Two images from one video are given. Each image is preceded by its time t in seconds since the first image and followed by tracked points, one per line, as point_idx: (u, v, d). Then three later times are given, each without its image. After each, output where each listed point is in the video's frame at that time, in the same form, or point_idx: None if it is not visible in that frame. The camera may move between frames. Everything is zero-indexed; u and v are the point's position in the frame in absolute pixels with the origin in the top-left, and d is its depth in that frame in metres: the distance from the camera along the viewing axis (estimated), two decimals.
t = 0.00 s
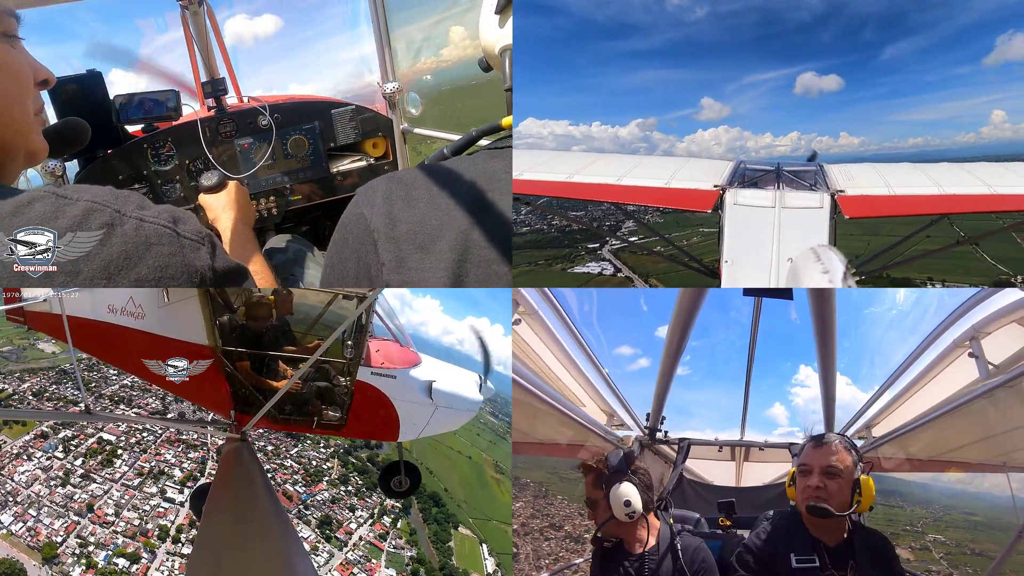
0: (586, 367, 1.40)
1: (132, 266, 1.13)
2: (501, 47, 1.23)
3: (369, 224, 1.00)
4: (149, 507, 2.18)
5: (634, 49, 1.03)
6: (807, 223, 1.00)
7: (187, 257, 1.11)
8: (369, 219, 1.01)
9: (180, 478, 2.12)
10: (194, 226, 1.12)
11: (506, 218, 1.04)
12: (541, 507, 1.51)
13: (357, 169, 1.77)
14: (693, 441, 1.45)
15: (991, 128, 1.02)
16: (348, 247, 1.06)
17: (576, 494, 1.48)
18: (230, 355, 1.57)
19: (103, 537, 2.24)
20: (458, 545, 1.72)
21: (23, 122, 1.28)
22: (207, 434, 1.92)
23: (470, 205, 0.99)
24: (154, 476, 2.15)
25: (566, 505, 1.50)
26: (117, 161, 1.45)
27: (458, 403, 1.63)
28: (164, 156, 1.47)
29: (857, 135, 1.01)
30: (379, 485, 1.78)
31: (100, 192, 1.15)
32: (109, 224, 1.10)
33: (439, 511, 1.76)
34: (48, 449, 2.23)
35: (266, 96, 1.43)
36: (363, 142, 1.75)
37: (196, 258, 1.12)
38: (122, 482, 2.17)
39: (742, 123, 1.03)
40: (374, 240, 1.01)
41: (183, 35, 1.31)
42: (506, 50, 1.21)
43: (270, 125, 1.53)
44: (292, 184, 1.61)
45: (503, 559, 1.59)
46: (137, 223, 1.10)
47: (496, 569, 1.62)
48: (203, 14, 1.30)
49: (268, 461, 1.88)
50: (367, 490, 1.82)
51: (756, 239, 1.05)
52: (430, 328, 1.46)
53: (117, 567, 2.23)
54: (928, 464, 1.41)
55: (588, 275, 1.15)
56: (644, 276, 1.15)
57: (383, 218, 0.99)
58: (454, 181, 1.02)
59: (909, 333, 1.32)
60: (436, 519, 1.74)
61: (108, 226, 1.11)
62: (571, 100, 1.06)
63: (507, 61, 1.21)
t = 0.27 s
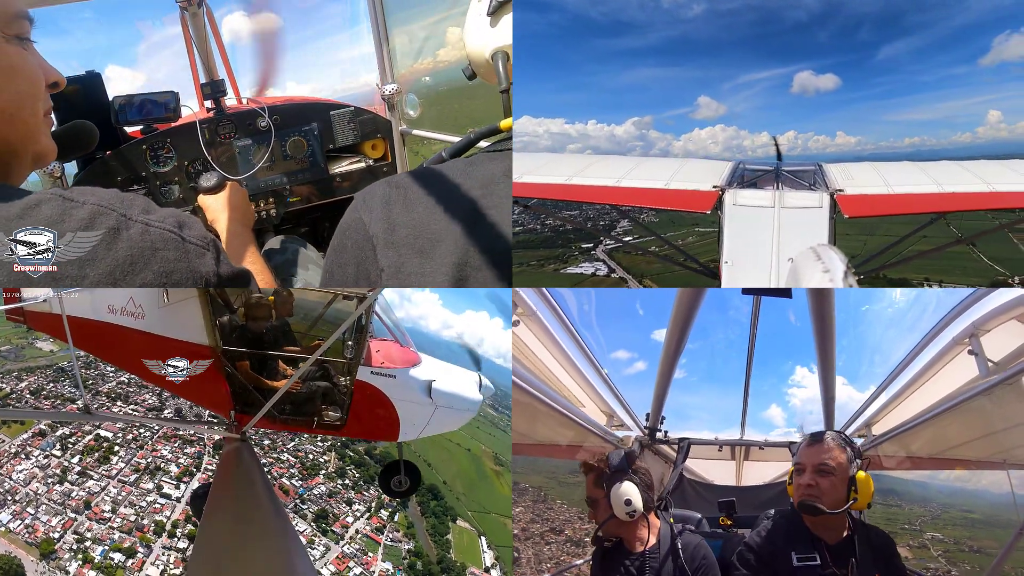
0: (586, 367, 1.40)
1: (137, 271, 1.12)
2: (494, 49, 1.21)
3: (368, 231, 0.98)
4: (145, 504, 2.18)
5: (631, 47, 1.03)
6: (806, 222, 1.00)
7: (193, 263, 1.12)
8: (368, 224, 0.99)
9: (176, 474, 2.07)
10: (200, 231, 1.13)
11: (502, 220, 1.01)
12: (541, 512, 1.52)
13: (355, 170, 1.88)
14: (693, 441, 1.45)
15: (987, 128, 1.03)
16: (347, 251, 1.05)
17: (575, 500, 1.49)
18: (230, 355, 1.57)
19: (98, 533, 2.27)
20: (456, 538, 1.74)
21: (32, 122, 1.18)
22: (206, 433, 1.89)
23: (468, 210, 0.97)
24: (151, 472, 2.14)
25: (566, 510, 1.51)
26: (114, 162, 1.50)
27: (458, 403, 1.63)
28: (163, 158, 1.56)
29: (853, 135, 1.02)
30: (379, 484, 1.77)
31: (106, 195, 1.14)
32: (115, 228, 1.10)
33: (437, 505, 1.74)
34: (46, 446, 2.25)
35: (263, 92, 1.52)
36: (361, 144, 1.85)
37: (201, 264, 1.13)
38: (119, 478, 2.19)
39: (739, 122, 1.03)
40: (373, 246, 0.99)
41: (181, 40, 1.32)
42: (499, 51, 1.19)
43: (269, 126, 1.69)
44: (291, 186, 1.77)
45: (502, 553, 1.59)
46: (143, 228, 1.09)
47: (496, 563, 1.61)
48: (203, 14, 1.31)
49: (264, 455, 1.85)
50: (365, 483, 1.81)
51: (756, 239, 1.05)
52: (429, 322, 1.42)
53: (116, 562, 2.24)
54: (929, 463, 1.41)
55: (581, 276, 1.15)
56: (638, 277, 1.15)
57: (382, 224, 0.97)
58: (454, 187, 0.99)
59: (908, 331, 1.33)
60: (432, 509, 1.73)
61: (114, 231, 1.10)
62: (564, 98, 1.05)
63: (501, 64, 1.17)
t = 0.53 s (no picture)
0: (586, 368, 1.40)
1: (142, 273, 1.12)
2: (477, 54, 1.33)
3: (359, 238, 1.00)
4: (142, 499, 2.20)
5: (627, 45, 1.03)
6: (806, 223, 1.00)
7: (197, 267, 1.11)
8: (359, 231, 1.01)
9: (171, 471, 2.09)
10: (204, 235, 1.13)
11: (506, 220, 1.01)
12: (541, 517, 1.52)
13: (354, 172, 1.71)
14: (694, 441, 1.45)
15: (983, 127, 1.03)
16: (341, 259, 1.08)
17: (575, 504, 1.49)
18: (230, 355, 1.57)
19: (94, 529, 2.32)
20: (453, 534, 1.71)
21: (38, 124, 1.31)
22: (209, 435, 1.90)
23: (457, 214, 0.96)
24: (147, 469, 2.13)
25: (566, 514, 1.51)
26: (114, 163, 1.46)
27: (458, 404, 1.63)
28: (161, 159, 1.47)
29: (850, 133, 1.02)
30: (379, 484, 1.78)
31: (110, 197, 1.12)
32: (120, 232, 1.09)
33: (435, 499, 1.73)
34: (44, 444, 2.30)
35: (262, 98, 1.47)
36: (361, 145, 1.68)
37: (206, 268, 1.12)
38: (116, 474, 2.19)
39: (736, 119, 1.03)
40: (366, 252, 1.02)
41: (179, 36, 1.40)
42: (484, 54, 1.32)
43: (267, 128, 1.52)
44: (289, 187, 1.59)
45: (502, 547, 1.59)
46: (148, 232, 1.09)
47: (494, 556, 1.64)
48: (200, 17, 1.41)
49: (261, 451, 1.85)
50: (361, 478, 1.81)
51: (756, 239, 1.05)
52: (429, 316, 1.41)
53: (113, 558, 2.28)
54: (930, 462, 1.41)
55: (575, 274, 1.16)
56: (633, 276, 1.17)
57: (372, 230, 1.00)
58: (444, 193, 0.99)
59: (908, 329, 1.33)
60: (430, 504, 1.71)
61: (118, 233, 1.10)
62: (560, 94, 1.06)
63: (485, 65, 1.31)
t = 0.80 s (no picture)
0: (586, 368, 1.39)
1: (145, 275, 1.12)
2: (482, 57, 1.31)
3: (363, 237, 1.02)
4: (138, 495, 2.23)
5: (622, 41, 1.03)
6: (805, 225, 1.00)
7: (200, 270, 1.10)
8: (362, 230, 1.03)
9: (168, 466, 2.15)
10: (207, 237, 1.12)
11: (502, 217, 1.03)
12: (541, 521, 1.51)
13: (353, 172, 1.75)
14: (693, 442, 1.45)
15: (978, 125, 1.03)
16: (342, 257, 1.09)
17: (575, 509, 1.48)
18: (230, 355, 1.57)
19: (91, 525, 2.32)
20: (452, 527, 1.72)
21: (41, 124, 1.33)
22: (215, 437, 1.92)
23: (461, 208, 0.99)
24: (144, 466, 2.22)
25: (565, 520, 1.50)
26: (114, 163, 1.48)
27: (458, 403, 1.64)
28: (159, 160, 1.49)
29: (846, 131, 1.02)
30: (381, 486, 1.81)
31: (115, 199, 1.12)
32: (124, 234, 1.09)
33: (433, 493, 1.76)
34: (43, 442, 2.37)
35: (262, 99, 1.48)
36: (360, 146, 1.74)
37: (209, 271, 1.11)
38: (112, 472, 2.25)
39: (732, 117, 1.03)
40: (368, 252, 1.03)
41: (178, 33, 1.40)
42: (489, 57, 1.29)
43: (266, 129, 1.54)
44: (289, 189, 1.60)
45: (501, 541, 1.57)
46: (150, 235, 1.09)
47: (493, 550, 1.62)
48: (199, 16, 1.41)
49: (260, 446, 1.88)
50: (359, 473, 1.84)
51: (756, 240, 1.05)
52: (430, 312, 1.39)
53: (108, 554, 2.27)
54: (930, 462, 1.42)
55: (569, 272, 1.14)
56: (627, 274, 1.15)
57: (375, 229, 1.01)
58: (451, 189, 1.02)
59: (908, 329, 1.33)
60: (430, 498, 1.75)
61: (122, 236, 1.10)
62: (554, 91, 1.05)
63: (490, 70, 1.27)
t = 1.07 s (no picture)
0: (586, 369, 1.40)
1: (142, 275, 1.12)
2: (486, 51, 1.34)
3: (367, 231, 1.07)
4: (135, 492, 2.21)
5: (619, 37, 1.03)
6: (805, 226, 1.01)
7: (198, 267, 1.12)
8: (366, 224, 1.07)
9: (165, 463, 2.10)
10: (204, 236, 1.13)
11: (500, 214, 1.07)
12: (541, 527, 1.53)
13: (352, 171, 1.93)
14: (693, 441, 1.45)
15: (975, 124, 1.02)
16: (347, 253, 1.14)
17: (575, 514, 1.50)
18: (230, 355, 1.57)
19: (91, 522, 2.33)
20: (451, 521, 1.73)
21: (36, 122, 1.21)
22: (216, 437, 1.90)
23: (464, 202, 1.08)
24: (141, 462, 2.15)
25: (565, 524, 1.52)
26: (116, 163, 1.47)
27: (458, 405, 1.64)
28: (159, 161, 1.51)
29: (844, 129, 1.02)
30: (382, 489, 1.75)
31: (113, 199, 1.13)
32: (121, 232, 1.10)
33: (430, 487, 1.71)
34: (41, 442, 2.30)
35: (262, 100, 1.57)
36: (359, 146, 1.93)
37: (206, 268, 1.12)
38: (110, 469, 2.21)
39: (729, 114, 1.03)
40: (372, 244, 1.09)
41: (177, 32, 1.40)
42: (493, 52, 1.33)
43: (266, 129, 1.64)
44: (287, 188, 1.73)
45: (499, 535, 1.59)
46: (148, 233, 1.10)
47: (492, 544, 1.64)
48: (199, 17, 1.39)
49: (255, 442, 1.83)
50: (356, 466, 1.80)
51: (756, 242, 1.05)
52: (429, 308, 1.34)
53: (105, 550, 2.32)
54: (930, 461, 1.42)
55: (564, 270, 1.14)
56: (623, 272, 1.15)
57: (379, 223, 1.07)
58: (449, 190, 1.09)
59: (908, 329, 1.33)
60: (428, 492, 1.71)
61: (119, 235, 1.11)
62: (550, 86, 1.06)
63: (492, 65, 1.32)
